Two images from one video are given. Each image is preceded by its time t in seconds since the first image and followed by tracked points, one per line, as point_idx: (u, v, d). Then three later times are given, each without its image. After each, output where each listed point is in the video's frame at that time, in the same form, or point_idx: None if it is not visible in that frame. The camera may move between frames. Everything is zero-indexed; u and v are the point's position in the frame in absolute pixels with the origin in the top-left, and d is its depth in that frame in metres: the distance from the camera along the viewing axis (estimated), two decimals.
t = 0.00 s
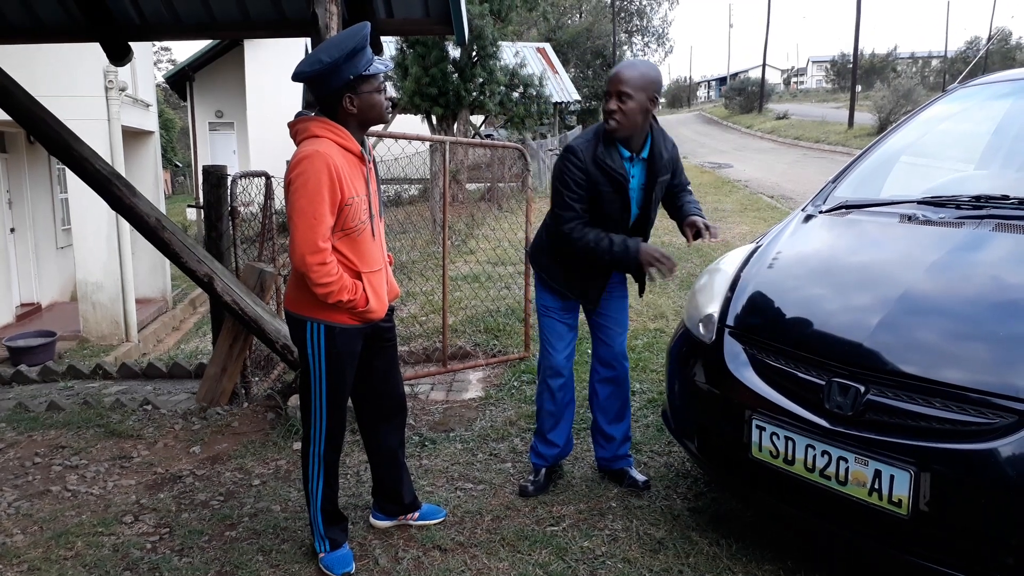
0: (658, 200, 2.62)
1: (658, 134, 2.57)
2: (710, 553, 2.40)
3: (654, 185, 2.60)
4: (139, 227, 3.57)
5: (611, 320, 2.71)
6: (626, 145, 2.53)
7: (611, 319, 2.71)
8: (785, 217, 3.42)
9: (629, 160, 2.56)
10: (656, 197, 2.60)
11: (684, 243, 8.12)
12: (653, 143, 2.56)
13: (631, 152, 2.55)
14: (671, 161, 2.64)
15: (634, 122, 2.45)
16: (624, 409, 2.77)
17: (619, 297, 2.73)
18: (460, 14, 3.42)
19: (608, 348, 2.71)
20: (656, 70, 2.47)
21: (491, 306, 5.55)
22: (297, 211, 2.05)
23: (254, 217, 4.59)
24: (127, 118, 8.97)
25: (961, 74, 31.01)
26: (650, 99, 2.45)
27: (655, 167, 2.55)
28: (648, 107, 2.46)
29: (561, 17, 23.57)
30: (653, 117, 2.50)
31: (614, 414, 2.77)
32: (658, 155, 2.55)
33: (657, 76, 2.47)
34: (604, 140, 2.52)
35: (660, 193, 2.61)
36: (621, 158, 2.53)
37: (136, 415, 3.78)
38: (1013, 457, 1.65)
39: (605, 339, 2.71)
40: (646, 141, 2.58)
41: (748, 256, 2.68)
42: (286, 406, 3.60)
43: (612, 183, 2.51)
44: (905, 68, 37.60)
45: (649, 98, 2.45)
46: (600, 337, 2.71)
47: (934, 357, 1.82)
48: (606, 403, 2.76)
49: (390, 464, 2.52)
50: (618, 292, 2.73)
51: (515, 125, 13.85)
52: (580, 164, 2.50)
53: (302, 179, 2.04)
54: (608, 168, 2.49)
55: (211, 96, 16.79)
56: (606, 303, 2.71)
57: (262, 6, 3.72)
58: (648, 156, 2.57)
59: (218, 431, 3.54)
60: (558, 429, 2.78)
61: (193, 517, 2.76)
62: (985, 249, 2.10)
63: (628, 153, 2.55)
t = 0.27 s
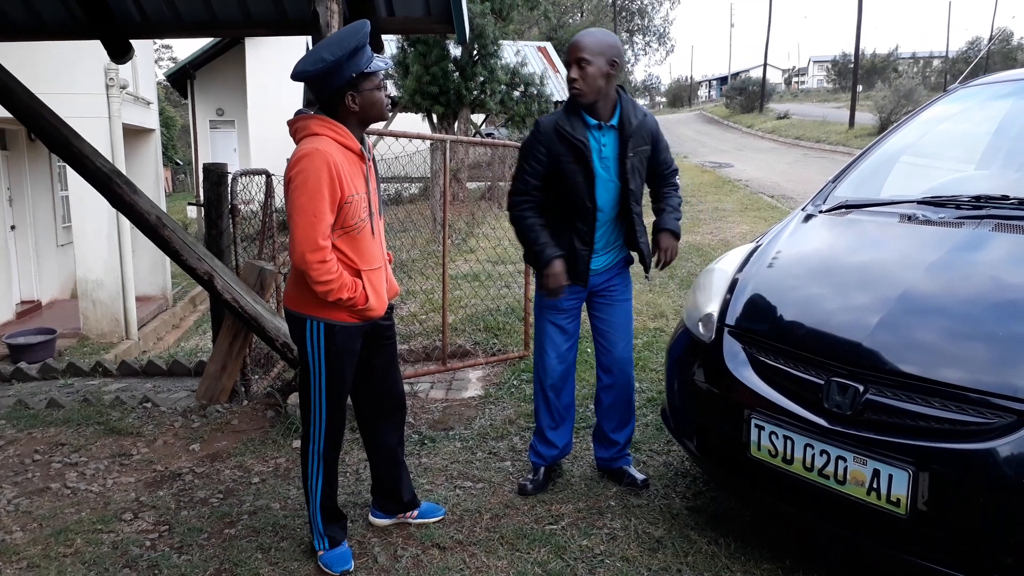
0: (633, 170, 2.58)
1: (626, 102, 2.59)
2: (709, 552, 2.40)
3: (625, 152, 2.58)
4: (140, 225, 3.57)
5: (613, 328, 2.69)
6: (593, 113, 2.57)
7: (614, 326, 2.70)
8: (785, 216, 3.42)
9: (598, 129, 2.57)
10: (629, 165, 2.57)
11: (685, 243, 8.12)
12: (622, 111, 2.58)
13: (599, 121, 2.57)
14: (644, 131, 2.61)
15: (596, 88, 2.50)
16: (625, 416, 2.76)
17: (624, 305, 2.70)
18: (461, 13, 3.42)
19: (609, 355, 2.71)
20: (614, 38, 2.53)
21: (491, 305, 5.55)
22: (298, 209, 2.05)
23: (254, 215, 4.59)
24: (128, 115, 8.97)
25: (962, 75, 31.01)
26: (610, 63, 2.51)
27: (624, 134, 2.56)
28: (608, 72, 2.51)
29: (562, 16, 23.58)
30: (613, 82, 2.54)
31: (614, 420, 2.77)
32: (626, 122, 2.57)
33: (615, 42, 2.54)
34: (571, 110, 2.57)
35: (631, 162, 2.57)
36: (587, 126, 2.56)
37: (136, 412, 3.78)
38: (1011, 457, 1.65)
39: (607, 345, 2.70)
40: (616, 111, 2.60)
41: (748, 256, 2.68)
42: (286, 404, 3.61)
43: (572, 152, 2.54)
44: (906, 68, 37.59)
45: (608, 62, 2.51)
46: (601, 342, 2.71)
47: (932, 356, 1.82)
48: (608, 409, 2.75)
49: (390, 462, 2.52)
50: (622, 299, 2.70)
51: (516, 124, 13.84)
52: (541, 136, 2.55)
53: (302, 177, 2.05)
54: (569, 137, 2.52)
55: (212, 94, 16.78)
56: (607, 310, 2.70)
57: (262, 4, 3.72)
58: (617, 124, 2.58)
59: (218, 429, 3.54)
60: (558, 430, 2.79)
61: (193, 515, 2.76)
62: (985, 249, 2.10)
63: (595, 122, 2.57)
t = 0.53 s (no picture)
0: (594, 162, 2.59)
1: (594, 95, 2.62)
2: (707, 552, 2.40)
3: (587, 143, 2.60)
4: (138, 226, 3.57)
5: (602, 335, 2.68)
6: (558, 105, 2.61)
7: (601, 332, 2.69)
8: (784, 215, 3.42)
9: (562, 119, 2.61)
10: (592, 156, 2.58)
11: (684, 243, 8.12)
12: (589, 103, 2.61)
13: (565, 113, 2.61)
14: (611, 123, 2.61)
15: (560, 79, 2.54)
16: (618, 421, 2.76)
17: (608, 310, 2.69)
18: (458, 13, 3.42)
19: (599, 361, 2.71)
20: (582, 32, 2.56)
21: (490, 305, 5.55)
22: (295, 209, 2.05)
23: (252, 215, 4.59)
24: (126, 116, 8.96)
25: (960, 74, 31.02)
26: (576, 56, 2.54)
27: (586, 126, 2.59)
28: (573, 65, 2.54)
29: (560, 15, 23.57)
30: (578, 76, 2.57)
31: (606, 425, 2.77)
32: (590, 114, 2.59)
33: (583, 34, 2.56)
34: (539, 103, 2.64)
35: (592, 154, 2.58)
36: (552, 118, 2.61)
37: (134, 413, 3.78)
38: (1010, 456, 1.65)
39: (596, 351, 2.70)
40: (584, 103, 2.62)
41: (746, 255, 2.68)
42: (285, 405, 3.61)
43: (530, 145, 2.62)
44: (903, 67, 37.62)
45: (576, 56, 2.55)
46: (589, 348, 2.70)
47: (930, 355, 1.82)
48: (603, 415, 2.76)
49: (388, 463, 2.52)
50: (606, 305, 2.69)
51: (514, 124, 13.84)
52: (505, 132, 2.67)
53: (300, 178, 2.04)
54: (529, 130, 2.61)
55: (210, 95, 16.77)
56: (593, 315, 2.69)
57: (260, 4, 3.72)
58: (582, 115, 2.61)
59: (217, 430, 3.54)
60: (553, 432, 2.81)
61: (191, 516, 2.76)
62: (983, 248, 2.10)
63: (561, 113, 2.61)
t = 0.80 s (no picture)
0: (569, 153, 2.58)
1: (575, 89, 2.61)
2: (711, 551, 2.39)
3: (562, 135, 2.60)
4: (141, 226, 3.57)
5: (589, 334, 2.67)
6: (539, 98, 2.65)
7: (589, 332, 2.67)
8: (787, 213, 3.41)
9: (541, 113, 2.65)
10: (567, 148, 2.58)
11: (687, 241, 8.10)
12: (569, 96, 2.61)
13: (545, 106, 2.64)
14: (591, 117, 2.59)
15: (537, 72, 2.55)
16: (609, 419, 2.74)
17: (595, 308, 2.66)
18: (460, 11, 3.41)
19: (589, 361, 2.69)
20: (566, 28, 2.56)
21: (492, 304, 5.54)
22: (297, 209, 2.04)
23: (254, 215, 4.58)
24: (128, 116, 8.96)
25: (963, 71, 30.94)
26: (557, 51, 2.55)
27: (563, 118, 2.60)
28: (554, 63, 2.56)
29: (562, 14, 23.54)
30: (559, 70, 2.59)
31: (599, 423, 2.76)
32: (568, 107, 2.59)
33: (567, 31, 2.56)
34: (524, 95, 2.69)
35: (568, 147, 2.57)
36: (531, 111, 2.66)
37: (137, 413, 3.78)
38: (1015, 454, 1.64)
39: (585, 350, 2.69)
40: (565, 96, 2.64)
41: (749, 254, 2.67)
42: (288, 405, 3.60)
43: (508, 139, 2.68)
44: (907, 65, 37.52)
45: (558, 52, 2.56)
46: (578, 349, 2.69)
47: (934, 353, 1.81)
48: (597, 417, 2.75)
49: (392, 463, 2.51)
50: (593, 302, 2.66)
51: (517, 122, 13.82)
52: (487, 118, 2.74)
53: (301, 177, 2.04)
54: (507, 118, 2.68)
55: (212, 94, 16.78)
56: (581, 314, 2.68)
57: (261, 3, 3.71)
58: (560, 108, 2.62)
59: (220, 430, 3.54)
60: (550, 430, 2.80)
61: (194, 516, 2.76)
62: (988, 246, 2.09)
63: (540, 106, 2.65)
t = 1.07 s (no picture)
0: (557, 157, 2.58)
1: (559, 90, 2.61)
2: (711, 553, 2.39)
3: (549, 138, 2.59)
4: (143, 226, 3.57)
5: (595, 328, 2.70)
6: (524, 100, 2.64)
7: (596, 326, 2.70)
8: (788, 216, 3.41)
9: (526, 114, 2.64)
10: (555, 150, 2.57)
11: (689, 243, 8.10)
12: (553, 98, 2.60)
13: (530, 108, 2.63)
14: (576, 119, 2.60)
15: (523, 75, 2.53)
16: (614, 414, 2.76)
17: (599, 304, 2.69)
18: (463, 12, 3.42)
19: (595, 355, 2.71)
20: (549, 29, 2.55)
21: (493, 305, 5.55)
22: (299, 209, 2.05)
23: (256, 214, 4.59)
24: (131, 115, 8.98)
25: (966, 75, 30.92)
26: (543, 54, 2.53)
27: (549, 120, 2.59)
28: (540, 65, 2.54)
29: (565, 15, 23.56)
30: (544, 71, 2.57)
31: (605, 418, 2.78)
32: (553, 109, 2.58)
33: (550, 32, 2.55)
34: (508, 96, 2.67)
35: (556, 151, 2.58)
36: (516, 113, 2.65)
37: (138, 412, 3.78)
38: (1015, 458, 1.65)
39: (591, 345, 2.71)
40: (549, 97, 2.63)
41: (750, 255, 2.68)
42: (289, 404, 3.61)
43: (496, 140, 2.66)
44: (909, 68, 37.52)
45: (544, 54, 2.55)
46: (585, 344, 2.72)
47: (934, 356, 1.81)
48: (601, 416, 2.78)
49: (392, 463, 2.52)
50: (595, 300, 2.69)
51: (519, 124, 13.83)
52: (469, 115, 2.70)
53: (303, 178, 2.05)
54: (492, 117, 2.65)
55: (215, 94, 16.80)
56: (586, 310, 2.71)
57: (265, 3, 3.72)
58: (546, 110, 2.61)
59: (220, 429, 3.54)
60: (552, 429, 2.80)
61: (195, 515, 2.76)
62: (987, 250, 2.10)
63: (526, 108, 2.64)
